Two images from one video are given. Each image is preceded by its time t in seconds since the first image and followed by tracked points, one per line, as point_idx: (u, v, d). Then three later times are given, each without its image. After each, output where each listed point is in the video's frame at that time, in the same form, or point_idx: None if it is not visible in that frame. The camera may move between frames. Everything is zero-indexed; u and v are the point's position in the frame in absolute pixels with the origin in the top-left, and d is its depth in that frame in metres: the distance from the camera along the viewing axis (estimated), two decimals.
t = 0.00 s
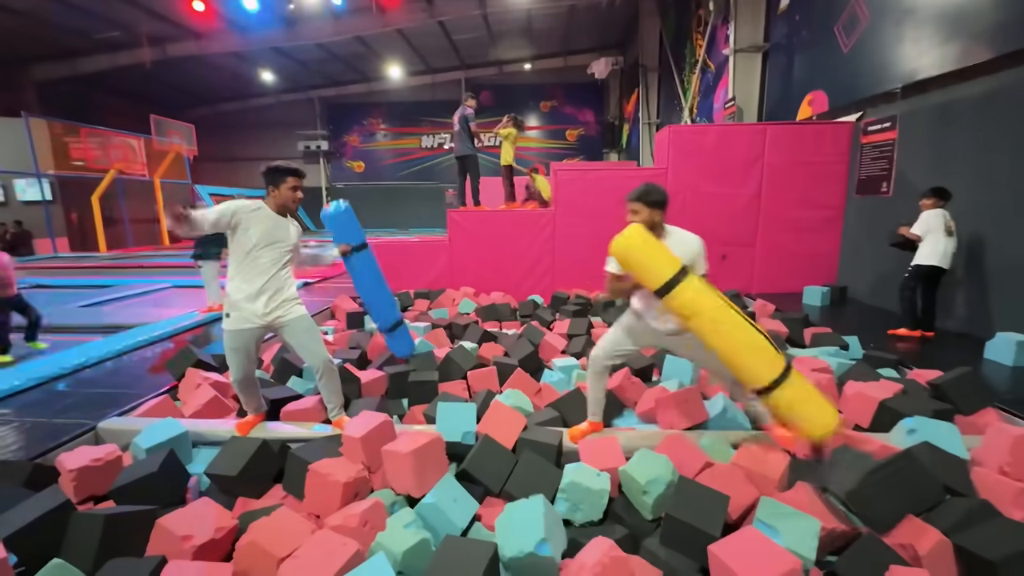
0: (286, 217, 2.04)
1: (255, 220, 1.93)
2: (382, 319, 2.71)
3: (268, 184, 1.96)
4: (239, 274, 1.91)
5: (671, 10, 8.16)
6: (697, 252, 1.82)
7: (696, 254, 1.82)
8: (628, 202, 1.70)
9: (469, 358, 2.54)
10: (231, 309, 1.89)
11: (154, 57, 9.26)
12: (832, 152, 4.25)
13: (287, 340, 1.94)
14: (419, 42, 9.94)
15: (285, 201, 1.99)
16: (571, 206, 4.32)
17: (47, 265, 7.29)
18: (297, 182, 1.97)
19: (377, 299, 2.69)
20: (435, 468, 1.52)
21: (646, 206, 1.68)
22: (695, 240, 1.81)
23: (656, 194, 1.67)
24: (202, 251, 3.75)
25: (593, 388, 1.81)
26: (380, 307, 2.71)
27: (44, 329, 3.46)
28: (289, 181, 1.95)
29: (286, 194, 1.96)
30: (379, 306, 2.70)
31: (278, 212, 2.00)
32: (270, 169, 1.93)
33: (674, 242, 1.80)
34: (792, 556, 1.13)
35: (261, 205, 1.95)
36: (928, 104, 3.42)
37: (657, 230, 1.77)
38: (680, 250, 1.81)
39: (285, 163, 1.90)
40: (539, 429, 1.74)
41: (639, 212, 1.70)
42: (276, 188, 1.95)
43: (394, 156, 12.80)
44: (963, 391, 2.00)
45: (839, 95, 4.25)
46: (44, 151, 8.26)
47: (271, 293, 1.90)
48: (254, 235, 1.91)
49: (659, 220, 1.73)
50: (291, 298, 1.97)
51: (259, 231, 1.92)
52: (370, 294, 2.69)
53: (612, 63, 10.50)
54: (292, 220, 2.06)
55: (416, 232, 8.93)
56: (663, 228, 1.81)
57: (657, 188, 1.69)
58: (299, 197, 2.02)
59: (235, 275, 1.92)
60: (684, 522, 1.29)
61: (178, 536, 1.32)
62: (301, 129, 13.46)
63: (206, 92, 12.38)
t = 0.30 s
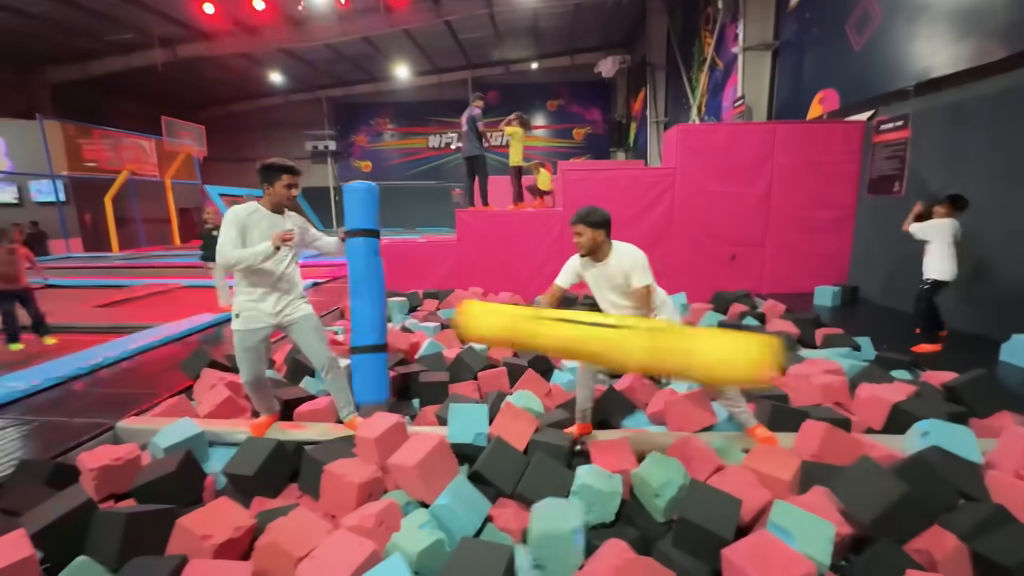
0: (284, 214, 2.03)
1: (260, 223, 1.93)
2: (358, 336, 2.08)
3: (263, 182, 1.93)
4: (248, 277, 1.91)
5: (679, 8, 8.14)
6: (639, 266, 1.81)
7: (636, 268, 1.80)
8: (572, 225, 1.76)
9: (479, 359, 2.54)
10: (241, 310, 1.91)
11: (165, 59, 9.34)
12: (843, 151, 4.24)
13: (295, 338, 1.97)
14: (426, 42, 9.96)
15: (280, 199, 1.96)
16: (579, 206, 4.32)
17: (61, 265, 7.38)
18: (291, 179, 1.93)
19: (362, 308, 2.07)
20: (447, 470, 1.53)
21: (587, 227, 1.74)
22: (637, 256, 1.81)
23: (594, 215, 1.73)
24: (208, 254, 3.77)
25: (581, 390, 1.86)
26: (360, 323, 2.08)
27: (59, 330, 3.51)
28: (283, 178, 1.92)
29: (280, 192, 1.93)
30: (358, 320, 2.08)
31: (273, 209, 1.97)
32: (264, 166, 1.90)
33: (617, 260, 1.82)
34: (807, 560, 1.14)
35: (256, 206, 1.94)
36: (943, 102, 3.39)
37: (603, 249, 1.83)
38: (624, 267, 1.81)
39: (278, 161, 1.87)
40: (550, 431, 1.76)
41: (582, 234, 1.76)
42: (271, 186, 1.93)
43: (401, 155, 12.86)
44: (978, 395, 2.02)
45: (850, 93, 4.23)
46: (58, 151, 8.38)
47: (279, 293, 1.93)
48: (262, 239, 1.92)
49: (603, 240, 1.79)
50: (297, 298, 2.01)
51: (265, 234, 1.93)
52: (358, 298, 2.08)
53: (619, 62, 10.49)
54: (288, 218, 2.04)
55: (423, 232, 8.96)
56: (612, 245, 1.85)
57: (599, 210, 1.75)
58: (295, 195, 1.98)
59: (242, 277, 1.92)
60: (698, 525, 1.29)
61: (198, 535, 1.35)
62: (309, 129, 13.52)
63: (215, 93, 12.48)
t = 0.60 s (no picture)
0: (283, 209, 1.93)
1: (254, 222, 1.86)
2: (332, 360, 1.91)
3: (260, 176, 1.84)
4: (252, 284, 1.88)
5: (687, 12, 8.18)
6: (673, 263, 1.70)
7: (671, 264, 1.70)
8: (595, 230, 1.69)
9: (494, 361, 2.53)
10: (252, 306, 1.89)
11: (173, 64, 9.40)
12: (856, 153, 4.21)
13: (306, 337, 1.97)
14: (432, 46, 9.98)
15: (278, 193, 1.86)
16: (590, 209, 4.31)
17: (70, 269, 7.42)
18: (290, 171, 1.83)
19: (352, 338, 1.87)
20: (471, 474, 1.51)
21: (610, 229, 1.66)
22: (669, 252, 1.72)
23: (619, 217, 1.65)
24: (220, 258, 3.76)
25: (601, 395, 1.84)
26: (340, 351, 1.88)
27: (71, 334, 3.51)
28: (281, 170, 1.82)
29: (277, 186, 1.83)
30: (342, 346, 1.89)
31: (271, 204, 1.88)
32: (260, 159, 1.81)
33: (647, 260, 1.73)
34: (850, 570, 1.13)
35: (252, 205, 1.86)
36: (958, 104, 3.36)
37: (632, 253, 1.74)
38: (653, 268, 1.72)
39: (276, 153, 1.78)
40: (574, 436, 1.73)
41: (607, 238, 1.69)
42: (268, 180, 1.83)
43: (406, 159, 12.92)
44: (1011, 399, 1.98)
45: (863, 95, 4.21)
46: (68, 157, 8.48)
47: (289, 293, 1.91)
48: (258, 239, 1.86)
49: (628, 242, 1.70)
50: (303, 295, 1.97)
51: (261, 234, 1.86)
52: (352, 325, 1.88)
53: (626, 65, 10.48)
54: (287, 215, 1.93)
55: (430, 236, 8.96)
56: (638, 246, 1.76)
57: (622, 212, 1.68)
58: (293, 189, 1.88)
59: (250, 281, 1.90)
60: (733, 533, 1.27)
61: (224, 541, 1.33)
62: (315, 134, 13.57)
63: (222, 98, 12.55)
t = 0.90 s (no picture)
0: (272, 202, 1.88)
1: (241, 208, 1.78)
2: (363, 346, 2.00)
3: (250, 168, 1.80)
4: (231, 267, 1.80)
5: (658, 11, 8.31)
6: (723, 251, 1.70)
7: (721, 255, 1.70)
8: (649, 202, 1.69)
9: (480, 356, 2.51)
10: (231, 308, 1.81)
11: (126, 46, 8.95)
12: (824, 152, 4.33)
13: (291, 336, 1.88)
14: (402, 36, 9.82)
15: (270, 186, 1.82)
16: (568, 203, 4.31)
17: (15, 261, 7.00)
18: (282, 164, 1.81)
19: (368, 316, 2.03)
20: (469, 472, 1.48)
21: (666, 203, 1.66)
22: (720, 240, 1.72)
23: (676, 190, 1.65)
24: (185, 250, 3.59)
25: (605, 391, 1.88)
26: (368, 332, 2.01)
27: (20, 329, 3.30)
28: (273, 163, 1.79)
29: (269, 178, 1.79)
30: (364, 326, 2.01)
31: (261, 196, 1.83)
32: (251, 150, 1.77)
33: (696, 241, 1.74)
34: (849, 554, 1.14)
35: (242, 191, 1.79)
36: (920, 106, 3.48)
37: (678, 232, 1.75)
38: (698, 250, 1.74)
39: (268, 144, 1.75)
40: (570, 430, 1.72)
41: (660, 212, 1.68)
42: (259, 172, 1.79)
43: (374, 151, 12.82)
44: (976, 385, 2.04)
45: (829, 97, 4.33)
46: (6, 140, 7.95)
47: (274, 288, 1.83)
48: (243, 225, 1.78)
49: (681, 218, 1.72)
50: (289, 288, 1.89)
51: (247, 219, 1.79)
52: (357, 308, 2.02)
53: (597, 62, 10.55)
54: (278, 208, 1.89)
55: (401, 229, 8.85)
56: (687, 226, 1.78)
57: (678, 185, 1.68)
58: (285, 182, 1.85)
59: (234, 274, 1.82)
60: (733, 522, 1.28)
61: (208, 550, 1.25)
62: (280, 123, 13.19)
63: (180, 83, 12.04)
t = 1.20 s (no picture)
0: (280, 201, 1.87)
1: (255, 208, 1.77)
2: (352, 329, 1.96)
3: (258, 167, 1.79)
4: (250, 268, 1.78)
5: (658, 13, 8.31)
6: (762, 263, 1.73)
7: (758, 266, 1.73)
8: (706, 201, 1.72)
9: (485, 357, 2.51)
10: (243, 307, 1.78)
11: (122, 44, 8.88)
12: (824, 155, 4.35)
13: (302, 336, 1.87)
14: (401, 36, 9.78)
15: (279, 184, 1.81)
16: (569, 204, 4.31)
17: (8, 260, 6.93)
18: (291, 162, 1.79)
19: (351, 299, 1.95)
20: (480, 475, 1.49)
21: (725, 204, 1.70)
22: (764, 251, 1.74)
23: (736, 193, 1.68)
24: (187, 249, 3.58)
25: (621, 393, 1.87)
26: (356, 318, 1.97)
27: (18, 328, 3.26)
28: (283, 161, 1.78)
29: (279, 176, 1.78)
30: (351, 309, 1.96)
31: (269, 193, 1.82)
32: (260, 148, 1.76)
33: (743, 245, 1.77)
34: (867, 556, 1.14)
35: (251, 191, 1.77)
36: (920, 110, 3.50)
37: (729, 232, 1.79)
38: (741, 255, 1.77)
39: (277, 142, 1.73)
40: (582, 431, 1.72)
41: (716, 213, 1.72)
42: (269, 171, 1.78)
43: (373, 152, 12.53)
44: (978, 386, 2.05)
45: (829, 100, 4.36)
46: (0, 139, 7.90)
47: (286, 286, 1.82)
48: (259, 226, 1.77)
49: (736, 220, 1.75)
50: (301, 288, 1.88)
51: (261, 220, 1.77)
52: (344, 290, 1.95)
53: (597, 64, 10.54)
54: (286, 206, 1.88)
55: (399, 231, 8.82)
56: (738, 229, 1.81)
57: (740, 188, 1.70)
58: (296, 179, 1.84)
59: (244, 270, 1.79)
60: (749, 524, 1.28)
61: (221, 553, 1.24)
62: (277, 123, 13.14)
63: (176, 82, 11.98)
